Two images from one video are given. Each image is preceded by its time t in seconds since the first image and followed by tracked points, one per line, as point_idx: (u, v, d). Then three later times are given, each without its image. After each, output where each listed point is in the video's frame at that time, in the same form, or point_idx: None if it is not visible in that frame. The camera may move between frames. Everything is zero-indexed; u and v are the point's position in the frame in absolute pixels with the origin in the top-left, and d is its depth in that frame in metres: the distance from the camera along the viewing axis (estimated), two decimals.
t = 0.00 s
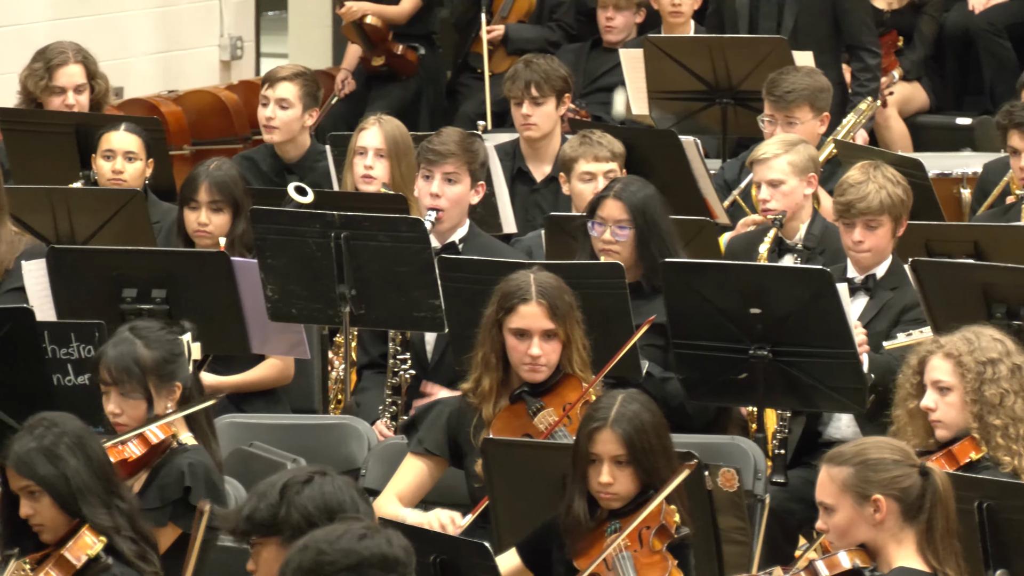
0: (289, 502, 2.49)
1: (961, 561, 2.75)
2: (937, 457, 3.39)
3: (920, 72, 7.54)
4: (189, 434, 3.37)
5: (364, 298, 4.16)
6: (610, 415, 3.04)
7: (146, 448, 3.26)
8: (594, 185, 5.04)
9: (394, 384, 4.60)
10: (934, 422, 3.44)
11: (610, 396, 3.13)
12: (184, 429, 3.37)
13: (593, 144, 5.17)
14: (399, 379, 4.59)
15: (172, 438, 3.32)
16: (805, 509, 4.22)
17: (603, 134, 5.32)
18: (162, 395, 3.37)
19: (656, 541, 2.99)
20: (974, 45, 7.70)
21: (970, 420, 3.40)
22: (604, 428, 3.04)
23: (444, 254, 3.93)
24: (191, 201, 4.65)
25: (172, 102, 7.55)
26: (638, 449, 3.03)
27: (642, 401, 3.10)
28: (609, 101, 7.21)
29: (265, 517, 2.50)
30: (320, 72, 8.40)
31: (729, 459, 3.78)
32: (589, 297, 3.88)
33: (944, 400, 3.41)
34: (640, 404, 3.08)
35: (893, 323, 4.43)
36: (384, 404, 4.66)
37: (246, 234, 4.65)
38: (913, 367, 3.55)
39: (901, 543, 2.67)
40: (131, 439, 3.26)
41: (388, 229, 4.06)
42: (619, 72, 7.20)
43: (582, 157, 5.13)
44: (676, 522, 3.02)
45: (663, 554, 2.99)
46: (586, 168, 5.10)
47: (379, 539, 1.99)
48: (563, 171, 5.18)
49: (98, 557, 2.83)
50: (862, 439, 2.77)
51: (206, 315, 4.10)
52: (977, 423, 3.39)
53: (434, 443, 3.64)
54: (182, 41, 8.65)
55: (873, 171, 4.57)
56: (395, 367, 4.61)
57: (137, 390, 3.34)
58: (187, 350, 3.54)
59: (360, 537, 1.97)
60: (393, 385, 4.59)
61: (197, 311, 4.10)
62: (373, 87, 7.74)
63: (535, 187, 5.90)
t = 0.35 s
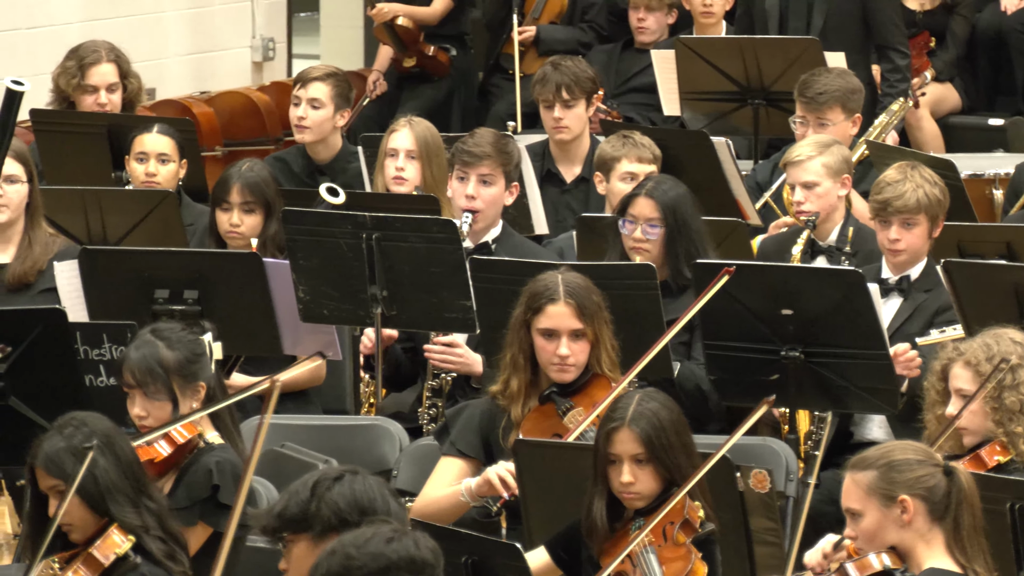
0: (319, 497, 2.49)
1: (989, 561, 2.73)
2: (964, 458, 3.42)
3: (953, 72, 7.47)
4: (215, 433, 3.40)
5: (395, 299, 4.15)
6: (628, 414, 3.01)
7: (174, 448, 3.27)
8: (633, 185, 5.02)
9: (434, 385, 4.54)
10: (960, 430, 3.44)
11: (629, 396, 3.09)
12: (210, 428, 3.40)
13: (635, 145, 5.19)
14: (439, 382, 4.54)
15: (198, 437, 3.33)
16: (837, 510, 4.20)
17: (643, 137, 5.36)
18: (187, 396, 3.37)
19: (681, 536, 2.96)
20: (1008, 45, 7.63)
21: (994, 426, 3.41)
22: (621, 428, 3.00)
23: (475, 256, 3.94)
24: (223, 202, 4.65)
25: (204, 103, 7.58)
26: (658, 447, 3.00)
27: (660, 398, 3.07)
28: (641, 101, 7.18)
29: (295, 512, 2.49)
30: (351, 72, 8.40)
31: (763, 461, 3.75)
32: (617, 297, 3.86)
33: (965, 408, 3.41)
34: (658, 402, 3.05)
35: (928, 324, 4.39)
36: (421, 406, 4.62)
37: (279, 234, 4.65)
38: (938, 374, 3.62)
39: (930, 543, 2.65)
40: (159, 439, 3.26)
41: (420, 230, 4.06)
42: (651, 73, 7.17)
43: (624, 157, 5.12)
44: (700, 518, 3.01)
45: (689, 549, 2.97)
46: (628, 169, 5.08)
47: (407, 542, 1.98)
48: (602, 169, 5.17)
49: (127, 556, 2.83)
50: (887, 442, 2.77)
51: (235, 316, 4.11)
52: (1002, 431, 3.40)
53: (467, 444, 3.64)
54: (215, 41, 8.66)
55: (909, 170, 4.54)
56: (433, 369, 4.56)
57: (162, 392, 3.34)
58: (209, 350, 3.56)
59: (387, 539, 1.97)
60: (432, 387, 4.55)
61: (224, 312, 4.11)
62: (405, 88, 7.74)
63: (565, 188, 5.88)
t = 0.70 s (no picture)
0: (342, 517, 2.45)
1: None
2: (994, 477, 3.35)
3: (981, 86, 7.39)
4: (241, 451, 3.34)
5: (417, 314, 4.10)
6: (640, 432, 2.99)
7: (199, 468, 3.23)
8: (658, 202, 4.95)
9: (456, 402, 4.47)
10: (991, 445, 3.39)
11: (640, 414, 3.08)
12: (236, 447, 3.34)
13: (661, 161, 5.15)
14: (461, 399, 4.46)
15: (224, 457, 3.29)
16: (862, 529, 4.14)
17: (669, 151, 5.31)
18: (214, 414, 3.34)
19: (699, 553, 2.91)
20: None
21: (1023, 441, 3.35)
22: (634, 446, 2.99)
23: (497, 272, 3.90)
24: (245, 217, 4.61)
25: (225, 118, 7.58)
26: (671, 462, 2.98)
27: (672, 416, 3.06)
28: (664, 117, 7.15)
29: (318, 533, 2.46)
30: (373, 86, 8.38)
31: (784, 478, 3.71)
32: (641, 313, 3.82)
33: (995, 422, 3.37)
34: (669, 419, 3.04)
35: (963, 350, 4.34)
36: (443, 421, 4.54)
37: (299, 250, 4.63)
38: (966, 395, 3.54)
39: (956, 561, 2.59)
40: (183, 459, 3.25)
41: (442, 246, 4.00)
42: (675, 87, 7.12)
43: (650, 172, 5.08)
44: (719, 533, 2.94)
45: (708, 565, 2.91)
46: (654, 185, 5.03)
47: (430, 562, 1.94)
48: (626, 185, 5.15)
49: (150, 575, 2.81)
50: (914, 459, 2.71)
51: (256, 332, 4.07)
52: None
53: (487, 464, 3.59)
54: (235, 55, 8.66)
55: (938, 187, 4.49)
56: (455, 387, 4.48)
57: (189, 409, 3.31)
58: (237, 367, 3.52)
59: (409, 560, 1.92)
60: (454, 404, 4.47)
61: (248, 329, 4.08)
62: (427, 102, 7.71)
63: (588, 204, 5.85)
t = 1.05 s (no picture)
0: (352, 542, 2.37)
1: None
2: None
3: (1006, 104, 7.29)
4: (253, 476, 3.30)
5: (434, 337, 4.02)
6: (640, 459, 2.92)
7: (209, 490, 3.15)
8: (678, 224, 4.90)
9: (477, 427, 4.37)
10: None
11: (642, 437, 3.00)
12: (248, 471, 3.30)
13: (682, 181, 5.05)
14: (483, 423, 4.37)
15: (235, 480, 3.21)
16: (887, 555, 4.04)
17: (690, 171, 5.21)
18: (225, 436, 3.27)
19: None
20: None
21: None
22: (637, 473, 2.92)
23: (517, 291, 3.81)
24: (259, 237, 4.55)
25: (240, 137, 7.53)
26: (675, 488, 2.91)
27: (674, 438, 2.98)
28: (686, 135, 7.06)
29: (327, 558, 2.38)
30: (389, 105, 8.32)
31: (809, 503, 3.61)
32: (660, 336, 3.74)
33: None
34: (672, 443, 2.96)
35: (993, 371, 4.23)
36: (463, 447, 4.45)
37: (314, 271, 4.55)
38: (1002, 410, 3.46)
39: None
40: (193, 481, 3.16)
41: (461, 267, 3.93)
42: (696, 106, 7.06)
43: (669, 194, 5.00)
44: (727, 556, 2.91)
45: None
46: (672, 206, 4.96)
47: None
48: (648, 205, 5.06)
49: None
50: (945, 481, 2.70)
51: (273, 353, 4.00)
52: None
53: (507, 488, 3.53)
54: (250, 73, 8.49)
55: (966, 208, 4.39)
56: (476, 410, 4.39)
57: (200, 431, 3.24)
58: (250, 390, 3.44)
59: None
60: (474, 428, 4.38)
61: (264, 351, 4.00)
62: (445, 121, 7.67)
63: (608, 225, 5.76)
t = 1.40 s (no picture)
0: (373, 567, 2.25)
1: None
2: None
3: None
4: (269, 501, 3.23)
5: (453, 358, 3.93)
6: (671, 475, 2.83)
7: (226, 516, 3.09)
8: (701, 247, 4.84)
9: (500, 450, 4.26)
10: None
11: (668, 458, 2.90)
12: (264, 496, 3.22)
13: (703, 202, 4.96)
14: (505, 446, 4.25)
15: (252, 505, 3.16)
16: None
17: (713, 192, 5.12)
18: (242, 461, 3.20)
19: None
20: None
21: None
22: (665, 491, 2.82)
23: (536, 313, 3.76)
24: (275, 258, 4.49)
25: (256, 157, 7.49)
26: (704, 507, 2.81)
27: (702, 459, 2.88)
28: (708, 154, 7.02)
29: None
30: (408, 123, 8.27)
31: (831, 527, 3.55)
32: (682, 359, 3.66)
33: None
34: (701, 463, 2.87)
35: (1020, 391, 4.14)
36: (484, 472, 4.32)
37: (331, 292, 4.50)
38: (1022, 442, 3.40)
39: None
40: (210, 507, 3.10)
41: (479, 287, 3.85)
42: (718, 125, 7.00)
43: (690, 214, 4.92)
44: None
45: None
46: (694, 226, 4.89)
47: None
48: (670, 227, 5.00)
49: None
50: (975, 504, 2.62)
51: (288, 376, 3.94)
52: None
53: (525, 515, 3.45)
54: (266, 91, 8.34)
55: (994, 229, 4.29)
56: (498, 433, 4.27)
57: (216, 456, 3.16)
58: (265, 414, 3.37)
59: None
60: (496, 452, 4.26)
61: (280, 371, 3.94)
62: (464, 139, 7.61)
63: (629, 245, 5.68)
